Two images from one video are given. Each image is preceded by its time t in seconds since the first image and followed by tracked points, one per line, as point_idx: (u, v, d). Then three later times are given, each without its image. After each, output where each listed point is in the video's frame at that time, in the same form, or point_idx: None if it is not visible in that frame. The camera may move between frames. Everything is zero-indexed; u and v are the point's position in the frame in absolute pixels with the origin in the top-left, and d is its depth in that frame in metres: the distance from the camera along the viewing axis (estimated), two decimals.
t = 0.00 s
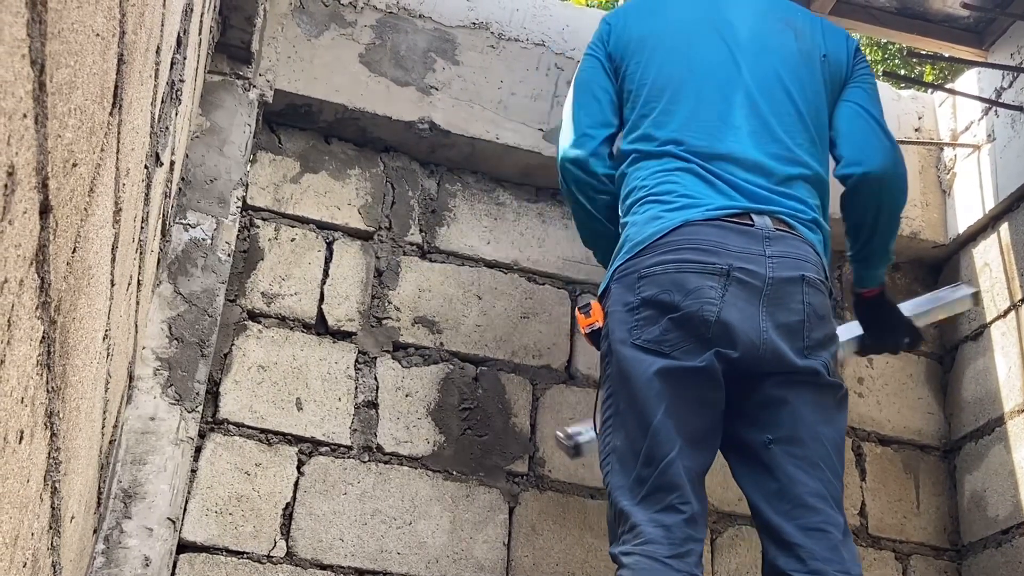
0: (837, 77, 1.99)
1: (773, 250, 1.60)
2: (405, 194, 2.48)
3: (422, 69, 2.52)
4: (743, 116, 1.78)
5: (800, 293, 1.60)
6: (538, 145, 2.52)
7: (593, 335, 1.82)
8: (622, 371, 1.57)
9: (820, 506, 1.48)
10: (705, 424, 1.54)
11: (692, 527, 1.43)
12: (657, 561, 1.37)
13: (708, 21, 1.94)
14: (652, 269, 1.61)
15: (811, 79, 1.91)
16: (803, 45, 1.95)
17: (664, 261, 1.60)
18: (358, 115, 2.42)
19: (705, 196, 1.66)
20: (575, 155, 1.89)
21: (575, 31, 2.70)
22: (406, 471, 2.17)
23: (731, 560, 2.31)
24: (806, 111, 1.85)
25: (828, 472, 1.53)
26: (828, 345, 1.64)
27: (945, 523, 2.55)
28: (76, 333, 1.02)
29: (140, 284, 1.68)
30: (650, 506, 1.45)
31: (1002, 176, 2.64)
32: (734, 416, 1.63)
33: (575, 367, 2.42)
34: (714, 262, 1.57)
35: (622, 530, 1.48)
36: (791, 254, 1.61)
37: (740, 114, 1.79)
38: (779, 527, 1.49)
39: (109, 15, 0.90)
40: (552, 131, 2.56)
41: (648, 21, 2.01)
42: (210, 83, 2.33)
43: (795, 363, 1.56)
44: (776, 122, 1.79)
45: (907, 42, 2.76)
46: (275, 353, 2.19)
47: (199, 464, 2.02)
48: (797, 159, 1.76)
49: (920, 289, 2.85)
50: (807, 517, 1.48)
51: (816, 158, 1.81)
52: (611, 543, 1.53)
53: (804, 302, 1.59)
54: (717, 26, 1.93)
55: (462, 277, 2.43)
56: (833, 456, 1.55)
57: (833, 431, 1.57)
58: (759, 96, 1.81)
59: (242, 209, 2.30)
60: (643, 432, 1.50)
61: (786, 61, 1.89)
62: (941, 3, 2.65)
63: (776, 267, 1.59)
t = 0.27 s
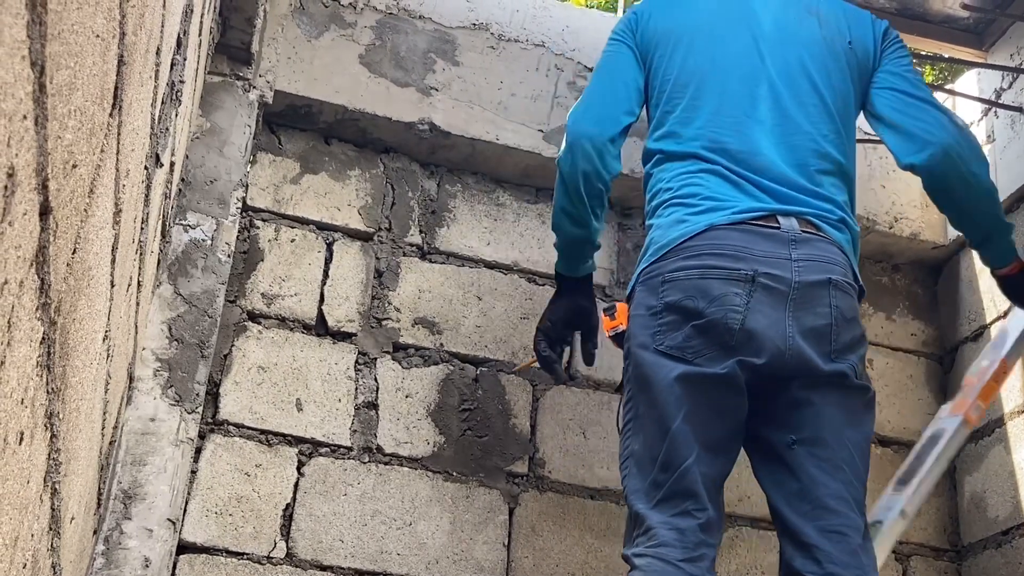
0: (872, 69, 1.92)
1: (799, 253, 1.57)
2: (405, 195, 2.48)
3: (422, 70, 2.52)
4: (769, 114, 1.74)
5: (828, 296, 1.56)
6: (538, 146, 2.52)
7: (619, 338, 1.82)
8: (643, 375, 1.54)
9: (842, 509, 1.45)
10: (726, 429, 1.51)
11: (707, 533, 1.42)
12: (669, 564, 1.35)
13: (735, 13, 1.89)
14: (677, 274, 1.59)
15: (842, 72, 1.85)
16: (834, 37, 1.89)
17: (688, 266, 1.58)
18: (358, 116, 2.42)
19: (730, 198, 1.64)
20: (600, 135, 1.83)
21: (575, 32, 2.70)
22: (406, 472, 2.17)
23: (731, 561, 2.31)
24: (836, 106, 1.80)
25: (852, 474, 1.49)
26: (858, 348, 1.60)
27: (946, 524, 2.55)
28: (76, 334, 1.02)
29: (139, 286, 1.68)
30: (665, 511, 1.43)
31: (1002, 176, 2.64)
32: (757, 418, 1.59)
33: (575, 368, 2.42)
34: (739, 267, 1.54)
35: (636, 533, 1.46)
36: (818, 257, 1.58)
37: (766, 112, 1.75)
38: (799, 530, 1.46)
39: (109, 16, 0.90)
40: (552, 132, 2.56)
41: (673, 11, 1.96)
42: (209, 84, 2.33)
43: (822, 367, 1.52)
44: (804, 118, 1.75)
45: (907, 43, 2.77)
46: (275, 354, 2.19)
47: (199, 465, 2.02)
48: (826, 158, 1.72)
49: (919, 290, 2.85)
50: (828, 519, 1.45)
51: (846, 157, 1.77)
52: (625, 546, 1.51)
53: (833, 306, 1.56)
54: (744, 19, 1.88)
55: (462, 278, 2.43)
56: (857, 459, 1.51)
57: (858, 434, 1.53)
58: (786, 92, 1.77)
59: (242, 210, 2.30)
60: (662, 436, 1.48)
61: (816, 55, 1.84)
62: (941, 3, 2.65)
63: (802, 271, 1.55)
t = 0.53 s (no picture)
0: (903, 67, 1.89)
1: (824, 254, 1.55)
2: (405, 196, 2.48)
3: (422, 71, 2.52)
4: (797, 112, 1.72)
5: (852, 298, 1.54)
6: (538, 147, 2.53)
7: (637, 333, 1.81)
8: (661, 375, 1.53)
9: (856, 517, 1.46)
10: (743, 433, 1.50)
11: (716, 536, 1.42)
12: (678, 565, 1.35)
13: (766, 9, 1.87)
14: (699, 274, 1.57)
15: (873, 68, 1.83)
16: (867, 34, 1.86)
17: (711, 265, 1.56)
18: (358, 117, 2.42)
19: (756, 196, 1.62)
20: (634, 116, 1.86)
21: (575, 32, 2.70)
22: (406, 472, 2.17)
23: (731, 562, 2.31)
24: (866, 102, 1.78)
25: (869, 481, 1.49)
26: (880, 349, 1.59)
27: (946, 524, 2.55)
28: (77, 334, 1.02)
29: (139, 286, 1.68)
30: (675, 513, 1.43)
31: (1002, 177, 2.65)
32: (776, 419, 1.58)
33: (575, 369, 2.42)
34: (763, 267, 1.53)
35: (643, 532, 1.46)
36: (843, 258, 1.56)
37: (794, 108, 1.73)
38: (813, 536, 1.47)
39: (110, 17, 0.89)
40: (553, 133, 2.56)
41: (703, 6, 1.94)
42: (209, 85, 2.33)
43: (844, 371, 1.51)
44: (833, 115, 1.72)
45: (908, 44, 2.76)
46: (275, 355, 2.19)
47: (199, 466, 2.02)
48: (854, 156, 1.70)
49: (919, 290, 2.86)
50: (843, 527, 1.45)
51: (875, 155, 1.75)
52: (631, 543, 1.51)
53: (858, 308, 1.54)
54: (775, 15, 1.86)
55: (462, 278, 2.43)
56: (875, 466, 1.51)
57: (878, 439, 1.52)
58: (815, 88, 1.75)
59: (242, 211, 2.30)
60: (677, 438, 1.47)
61: (847, 50, 1.81)
62: (941, 4, 2.65)
63: (827, 273, 1.54)
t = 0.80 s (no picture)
0: (931, 92, 1.84)
1: (821, 280, 1.51)
2: (405, 197, 2.48)
3: (422, 72, 2.52)
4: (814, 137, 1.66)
5: (844, 330, 1.50)
6: (537, 147, 2.53)
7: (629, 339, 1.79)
8: (641, 392, 1.50)
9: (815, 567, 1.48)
10: (716, 460, 1.48)
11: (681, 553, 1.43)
12: None
13: (795, 22, 1.83)
14: (691, 289, 1.53)
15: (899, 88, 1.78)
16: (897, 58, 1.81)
17: (703, 281, 1.52)
18: (358, 118, 2.42)
19: (765, 208, 1.57)
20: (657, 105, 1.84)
21: (575, 32, 2.70)
22: (405, 473, 2.17)
23: (731, 562, 2.31)
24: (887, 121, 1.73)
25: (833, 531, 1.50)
26: (869, 384, 1.55)
27: (945, 525, 2.55)
28: (76, 335, 1.02)
29: (139, 287, 1.68)
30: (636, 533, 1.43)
31: (1002, 178, 2.65)
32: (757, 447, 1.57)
33: (575, 369, 2.42)
34: (755, 290, 1.48)
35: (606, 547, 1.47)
36: (840, 286, 1.52)
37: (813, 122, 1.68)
38: None
39: (109, 18, 0.90)
40: (552, 134, 2.56)
41: (733, 15, 1.89)
42: (209, 86, 2.33)
43: (824, 412, 1.48)
44: (851, 133, 1.67)
45: (908, 45, 2.75)
46: (275, 355, 2.19)
47: (198, 466, 2.02)
48: (870, 175, 1.65)
49: (919, 291, 2.86)
50: None
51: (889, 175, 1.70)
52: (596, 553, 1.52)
53: (847, 341, 1.50)
54: (803, 29, 1.81)
55: (462, 279, 2.43)
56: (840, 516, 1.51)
57: (848, 487, 1.52)
58: (835, 104, 1.70)
59: (241, 211, 2.30)
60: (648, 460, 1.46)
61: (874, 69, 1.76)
62: (940, 5, 2.65)
63: (820, 302, 1.49)
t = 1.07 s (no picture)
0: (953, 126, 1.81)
1: (802, 300, 1.48)
2: (404, 197, 2.48)
3: (421, 72, 2.52)
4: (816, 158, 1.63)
5: (823, 353, 1.47)
6: (537, 148, 2.53)
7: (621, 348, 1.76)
8: (619, 407, 1.50)
9: None
10: (691, 480, 1.45)
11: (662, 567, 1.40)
12: None
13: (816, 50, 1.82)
14: (672, 303, 1.51)
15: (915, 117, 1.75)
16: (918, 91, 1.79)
17: (683, 296, 1.51)
18: (357, 118, 2.42)
19: (759, 219, 1.55)
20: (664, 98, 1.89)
21: (575, 33, 2.70)
22: (405, 474, 2.17)
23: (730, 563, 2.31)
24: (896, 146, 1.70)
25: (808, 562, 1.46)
26: (848, 412, 1.51)
27: (945, 526, 2.55)
28: (75, 336, 1.02)
29: (139, 287, 1.68)
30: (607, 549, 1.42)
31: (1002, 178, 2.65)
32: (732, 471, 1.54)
33: (574, 370, 2.42)
34: (733, 307, 1.47)
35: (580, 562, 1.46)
36: (822, 308, 1.49)
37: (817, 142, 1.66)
38: None
39: (108, 19, 0.90)
40: (552, 134, 2.56)
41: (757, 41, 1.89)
42: (209, 86, 2.33)
43: (794, 435, 1.45)
44: (855, 154, 1.64)
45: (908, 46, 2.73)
46: (275, 356, 2.19)
47: (198, 467, 2.02)
48: (870, 195, 1.61)
49: (919, 292, 2.86)
50: None
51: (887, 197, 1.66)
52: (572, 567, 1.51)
53: (825, 364, 1.47)
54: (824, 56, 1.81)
55: (461, 279, 2.43)
56: (817, 546, 1.46)
57: (823, 518, 1.48)
58: (842, 124, 1.68)
59: (241, 211, 2.30)
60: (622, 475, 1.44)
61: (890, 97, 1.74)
62: (940, 5, 2.65)
63: (800, 322, 1.47)
